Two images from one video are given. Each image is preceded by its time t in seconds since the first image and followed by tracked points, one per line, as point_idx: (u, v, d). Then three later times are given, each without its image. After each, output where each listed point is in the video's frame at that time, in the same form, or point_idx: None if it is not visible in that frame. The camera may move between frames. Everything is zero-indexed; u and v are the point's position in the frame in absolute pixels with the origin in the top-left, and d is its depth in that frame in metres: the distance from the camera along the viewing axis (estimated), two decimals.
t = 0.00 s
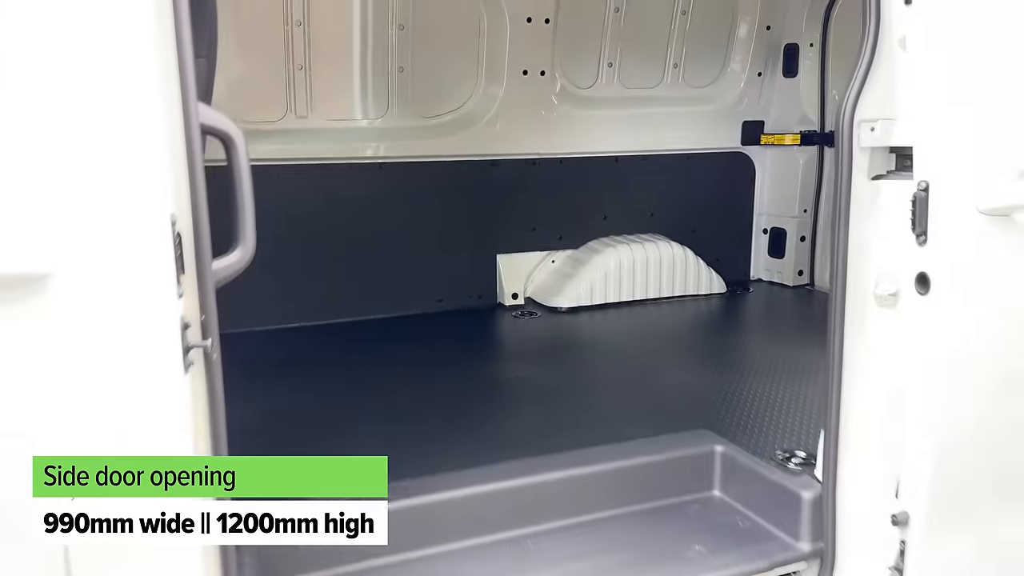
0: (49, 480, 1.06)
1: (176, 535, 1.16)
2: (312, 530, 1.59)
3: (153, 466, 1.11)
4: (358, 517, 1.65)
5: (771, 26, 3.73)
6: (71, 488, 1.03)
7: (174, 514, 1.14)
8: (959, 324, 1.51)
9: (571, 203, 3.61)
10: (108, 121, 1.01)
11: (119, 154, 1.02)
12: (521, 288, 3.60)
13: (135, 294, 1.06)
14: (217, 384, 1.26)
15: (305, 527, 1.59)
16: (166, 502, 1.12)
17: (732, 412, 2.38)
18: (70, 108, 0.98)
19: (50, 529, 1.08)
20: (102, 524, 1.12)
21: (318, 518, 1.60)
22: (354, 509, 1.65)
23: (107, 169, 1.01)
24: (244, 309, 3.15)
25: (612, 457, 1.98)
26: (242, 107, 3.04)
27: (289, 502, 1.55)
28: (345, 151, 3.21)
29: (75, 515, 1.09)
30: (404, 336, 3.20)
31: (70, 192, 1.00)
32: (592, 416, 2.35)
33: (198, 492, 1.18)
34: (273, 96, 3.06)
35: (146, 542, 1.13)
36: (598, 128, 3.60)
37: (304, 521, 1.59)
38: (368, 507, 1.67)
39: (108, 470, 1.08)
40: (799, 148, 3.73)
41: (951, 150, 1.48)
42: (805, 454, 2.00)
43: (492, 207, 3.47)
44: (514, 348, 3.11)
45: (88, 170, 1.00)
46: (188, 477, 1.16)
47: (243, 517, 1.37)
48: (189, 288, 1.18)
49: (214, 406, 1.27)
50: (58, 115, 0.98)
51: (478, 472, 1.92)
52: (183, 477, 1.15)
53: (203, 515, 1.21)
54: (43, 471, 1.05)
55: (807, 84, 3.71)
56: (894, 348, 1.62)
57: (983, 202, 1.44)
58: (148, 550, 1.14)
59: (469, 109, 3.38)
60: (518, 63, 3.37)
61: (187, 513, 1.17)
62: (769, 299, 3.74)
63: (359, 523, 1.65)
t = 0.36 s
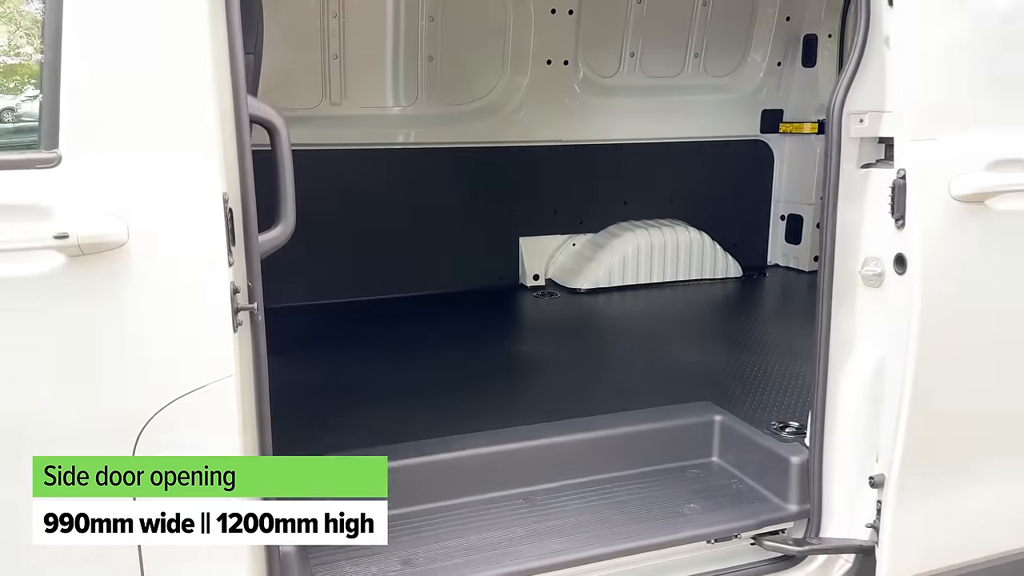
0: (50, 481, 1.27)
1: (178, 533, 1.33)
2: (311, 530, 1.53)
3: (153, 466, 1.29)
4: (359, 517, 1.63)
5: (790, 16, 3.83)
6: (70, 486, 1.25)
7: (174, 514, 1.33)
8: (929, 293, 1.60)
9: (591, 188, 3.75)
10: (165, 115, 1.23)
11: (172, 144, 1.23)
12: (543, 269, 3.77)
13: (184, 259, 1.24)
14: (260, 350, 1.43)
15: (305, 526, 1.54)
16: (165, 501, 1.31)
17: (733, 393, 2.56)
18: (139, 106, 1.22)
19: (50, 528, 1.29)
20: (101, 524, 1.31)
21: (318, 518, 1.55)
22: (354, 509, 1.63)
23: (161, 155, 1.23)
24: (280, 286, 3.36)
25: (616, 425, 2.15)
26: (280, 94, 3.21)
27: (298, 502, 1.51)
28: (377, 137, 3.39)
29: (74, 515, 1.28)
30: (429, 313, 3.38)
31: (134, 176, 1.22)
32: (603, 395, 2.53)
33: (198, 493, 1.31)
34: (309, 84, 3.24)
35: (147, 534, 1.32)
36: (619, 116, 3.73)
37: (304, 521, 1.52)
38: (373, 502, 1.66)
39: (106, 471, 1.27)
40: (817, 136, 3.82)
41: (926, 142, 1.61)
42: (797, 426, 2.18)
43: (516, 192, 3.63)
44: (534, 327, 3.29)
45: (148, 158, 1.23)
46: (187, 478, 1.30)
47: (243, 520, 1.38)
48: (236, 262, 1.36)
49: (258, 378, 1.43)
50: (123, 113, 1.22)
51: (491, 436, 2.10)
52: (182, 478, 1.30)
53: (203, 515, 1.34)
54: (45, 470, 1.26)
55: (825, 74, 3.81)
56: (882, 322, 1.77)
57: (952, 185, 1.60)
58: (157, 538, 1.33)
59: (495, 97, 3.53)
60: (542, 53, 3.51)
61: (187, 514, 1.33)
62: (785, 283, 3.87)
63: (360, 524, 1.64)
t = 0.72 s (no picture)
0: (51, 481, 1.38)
1: (178, 532, 1.46)
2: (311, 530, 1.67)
3: (153, 467, 1.41)
4: (359, 517, 1.74)
5: (799, 20, 3.89)
6: (71, 485, 1.37)
7: (175, 515, 1.46)
8: (890, 292, 1.65)
9: (599, 188, 3.84)
10: (174, 129, 1.37)
11: (180, 154, 1.37)
12: (551, 268, 3.86)
13: (186, 259, 1.37)
14: (250, 338, 1.55)
15: (306, 526, 1.67)
16: (165, 501, 1.43)
17: (724, 391, 2.64)
18: (150, 119, 1.36)
19: (50, 528, 1.40)
20: (101, 523, 1.44)
21: (318, 518, 1.68)
22: (354, 509, 1.73)
23: (172, 165, 1.37)
24: (296, 280, 3.51)
25: (599, 416, 2.25)
26: (296, 97, 3.36)
27: (298, 502, 1.65)
28: (391, 138, 3.51)
29: (73, 515, 1.39)
30: (438, 309, 3.50)
31: (143, 182, 1.36)
32: (595, 390, 2.63)
33: (198, 492, 1.43)
34: (324, 87, 3.38)
35: (147, 535, 1.46)
36: (628, 117, 3.81)
37: (304, 521, 1.66)
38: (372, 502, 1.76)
39: (106, 471, 1.40)
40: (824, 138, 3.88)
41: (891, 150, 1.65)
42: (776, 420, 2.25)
43: (525, 192, 3.73)
44: (540, 322, 3.39)
45: (159, 167, 1.37)
46: (187, 478, 1.42)
47: (242, 520, 1.53)
48: (227, 253, 1.48)
49: (247, 361, 1.56)
50: (137, 124, 1.36)
51: (480, 424, 2.21)
52: (182, 478, 1.42)
53: (204, 515, 1.48)
54: (46, 470, 1.37)
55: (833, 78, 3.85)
56: (848, 321, 1.85)
57: (911, 190, 1.64)
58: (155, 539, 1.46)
59: (505, 100, 3.63)
60: (551, 57, 3.61)
61: (187, 514, 1.46)
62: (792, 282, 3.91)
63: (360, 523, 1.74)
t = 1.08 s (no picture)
0: (49, 482, 1.46)
1: (178, 532, 1.57)
2: (311, 530, 1.75)
3: (152, 467, 1.50)
4: (359, 517, 1.77)
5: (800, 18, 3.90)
6: (72, 485, 1.45)
7: (174, 514, 1.55)
8: (843, 286, 1.70)
9: (599, 184, 3.90)
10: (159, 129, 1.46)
11: (164, 153, 1.47)
12: (551, 263, 3.94)
13: (171, 252, 1.46)
14: (223, 324, 1.64)
15: (306, 526, 1.76)
16: (165, 501, 1.53)
17: (707, 382, 2.68)
18: (135, 119, 1.45)
19: (50, 528, 1.49)
20: (101, 523, 1.54)
21: (318, 518, 1.75)
22: (354, 509, 1.76)
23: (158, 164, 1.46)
24: (302, 274, 3.61)
25: (579, 406, 2.31)
26: (299, 96, 3.46)
27: (298, 503, 1.75)
28: (394, 135, 3.59)
29: (73, 515, 1.48)
30: (438, 301, 3.59)
31: (128, 179, 1.45)
32: (580, 380, 2.68)
33: (197, 492, 1.54)
34: (327, 85, 3.48)
35: (148, 534, 1.55)
36: (627, 114, 3.87)
37: (304, 521, 1.74)
38: (372, 502, 1.79)
39: (106, 471, 1.49)
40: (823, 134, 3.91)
41: (844, 149, 1.69)
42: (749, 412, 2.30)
43: (527, 188, 3.79)
44: (539, 315, 3.45)
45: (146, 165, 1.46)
46: (187, 478, 1.53)
47: (242, 520, 1.66)
48: (200, 244, 1.57)
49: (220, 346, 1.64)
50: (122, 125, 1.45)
51: (463, 412, 2.30)
52: (182, 479, 1.52)
53: (203, 515, 1.58)
54: (45, 470, 1.45)
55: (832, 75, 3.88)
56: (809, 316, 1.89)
57: (865, 187, 1.68)
58: (156, 538, 1.56)
59: (506, 97, 3.71)
60: (550, 54, 3.67)
61: (187, 514, 1.56)
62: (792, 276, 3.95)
63: (360, 524, 1.77)
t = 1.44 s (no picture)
0: (49, 482, 1.51)
1: (178, 532, 1.61)
2: (311, 530, 1.78)
3: (152, 467, 1.55)
4: (358, 517, 1.79)
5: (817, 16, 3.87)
6: (72, 485, 1.50)
7: (173, 514, 1.60)
8: (837, 292, 1.70)
9: (614, 184, 3.91)
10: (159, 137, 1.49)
11: (164, 161, 1.50)
12: (565, 263, 3.96)
13: (170, 258, 1.49)
14: (222, 329, 1.67)
15: (306, 526, 1.79)
16: (165, 501, 1.57)
17: (713, 380, 2.67)
18: (134, 127, 1.48)
19: (51, 528, 1.54)
20: (101, 524, 1.58)
21: (318, 518, 1.79)
22: (354, 510, 1.79)
23: (158, 171, 1.49)
24: (318, 274, 3.66)
25: (581, 408, 2.32)
26: (315, 99, 3.50)
27: (298, 502, 1.79)
28: (409, 136, 3.62)
29: (73, 515, 1.53)
30: (453, 301, 3.62)
31: (127, 185, 1.48)
32: (587, 381, 2.67)
33: (197, 492, 1.59)
34: (342, 87, 3.51)
35: (148, 534, 1.60)
36: (642, 115, 3.86)
37: (304, 521, 1.78)
38: (371, 502, 1.82)
39: (106, 471, 1.54)
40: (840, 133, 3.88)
41: (842, 152, 1.69)
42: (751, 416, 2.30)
43: (540, 189, 3.81)
44: (552, 315, 3.47)
45: (146, 172, 1.49)
46: (187, 478, 1.57)
47: (242, 520, 1.70)
48: (199, 250, 1.60)
49: (220, 349, 1.67)
50: (124, 132, 1.48)
51: (467, 413, 2.32)
52: (182, 479, 1.57)
53: (203, 515, 1.62)
54: (45, 470, 1.50)
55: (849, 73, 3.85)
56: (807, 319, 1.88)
57: (861, 192, 1.68)
58: (157, 537, 1.60)
59: (521, 98, 3.71)
60: (564, 55, 3.67)
61: (187, 514, 1.60)
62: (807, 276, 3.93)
63: (360, 524, 1.80)
